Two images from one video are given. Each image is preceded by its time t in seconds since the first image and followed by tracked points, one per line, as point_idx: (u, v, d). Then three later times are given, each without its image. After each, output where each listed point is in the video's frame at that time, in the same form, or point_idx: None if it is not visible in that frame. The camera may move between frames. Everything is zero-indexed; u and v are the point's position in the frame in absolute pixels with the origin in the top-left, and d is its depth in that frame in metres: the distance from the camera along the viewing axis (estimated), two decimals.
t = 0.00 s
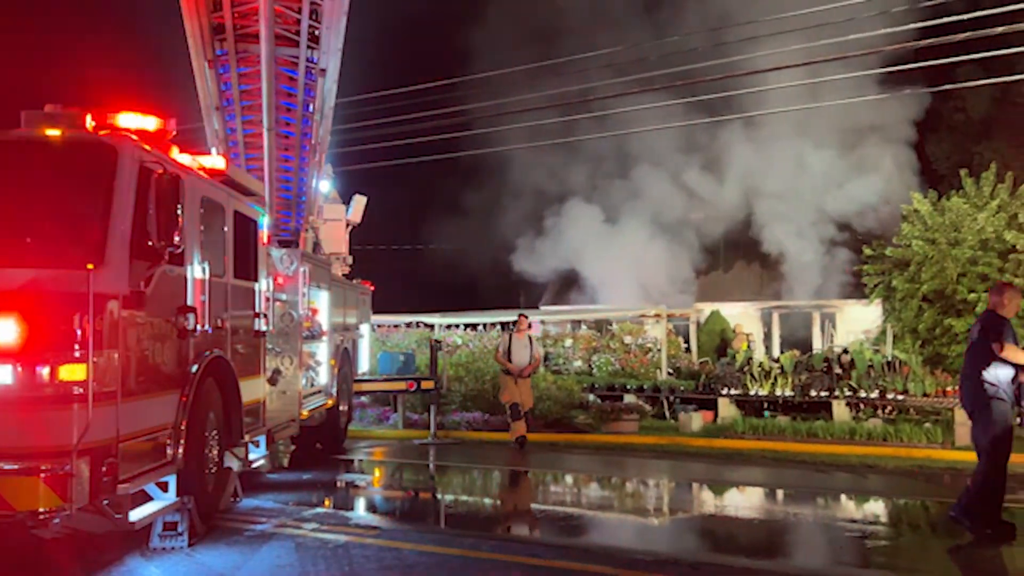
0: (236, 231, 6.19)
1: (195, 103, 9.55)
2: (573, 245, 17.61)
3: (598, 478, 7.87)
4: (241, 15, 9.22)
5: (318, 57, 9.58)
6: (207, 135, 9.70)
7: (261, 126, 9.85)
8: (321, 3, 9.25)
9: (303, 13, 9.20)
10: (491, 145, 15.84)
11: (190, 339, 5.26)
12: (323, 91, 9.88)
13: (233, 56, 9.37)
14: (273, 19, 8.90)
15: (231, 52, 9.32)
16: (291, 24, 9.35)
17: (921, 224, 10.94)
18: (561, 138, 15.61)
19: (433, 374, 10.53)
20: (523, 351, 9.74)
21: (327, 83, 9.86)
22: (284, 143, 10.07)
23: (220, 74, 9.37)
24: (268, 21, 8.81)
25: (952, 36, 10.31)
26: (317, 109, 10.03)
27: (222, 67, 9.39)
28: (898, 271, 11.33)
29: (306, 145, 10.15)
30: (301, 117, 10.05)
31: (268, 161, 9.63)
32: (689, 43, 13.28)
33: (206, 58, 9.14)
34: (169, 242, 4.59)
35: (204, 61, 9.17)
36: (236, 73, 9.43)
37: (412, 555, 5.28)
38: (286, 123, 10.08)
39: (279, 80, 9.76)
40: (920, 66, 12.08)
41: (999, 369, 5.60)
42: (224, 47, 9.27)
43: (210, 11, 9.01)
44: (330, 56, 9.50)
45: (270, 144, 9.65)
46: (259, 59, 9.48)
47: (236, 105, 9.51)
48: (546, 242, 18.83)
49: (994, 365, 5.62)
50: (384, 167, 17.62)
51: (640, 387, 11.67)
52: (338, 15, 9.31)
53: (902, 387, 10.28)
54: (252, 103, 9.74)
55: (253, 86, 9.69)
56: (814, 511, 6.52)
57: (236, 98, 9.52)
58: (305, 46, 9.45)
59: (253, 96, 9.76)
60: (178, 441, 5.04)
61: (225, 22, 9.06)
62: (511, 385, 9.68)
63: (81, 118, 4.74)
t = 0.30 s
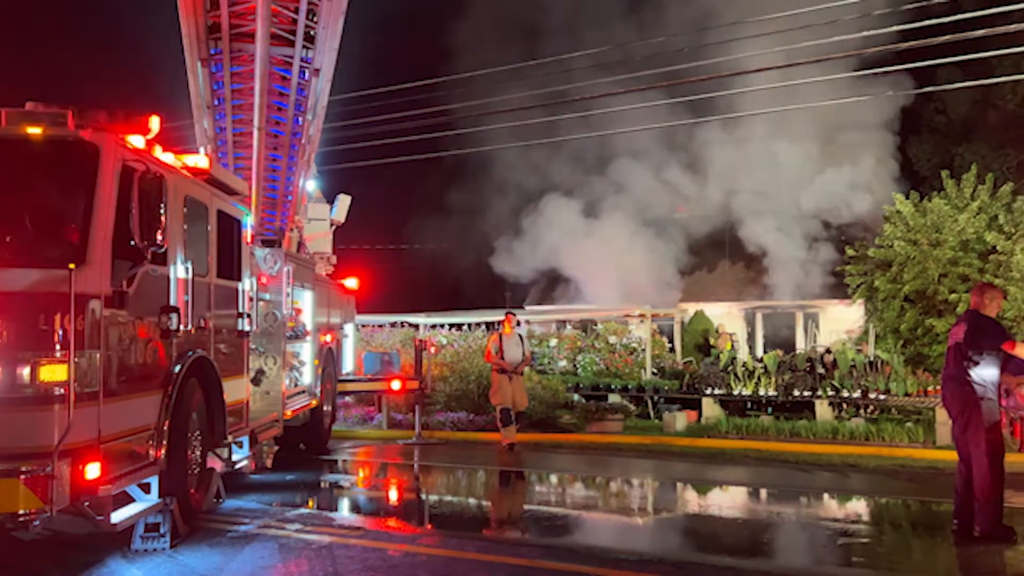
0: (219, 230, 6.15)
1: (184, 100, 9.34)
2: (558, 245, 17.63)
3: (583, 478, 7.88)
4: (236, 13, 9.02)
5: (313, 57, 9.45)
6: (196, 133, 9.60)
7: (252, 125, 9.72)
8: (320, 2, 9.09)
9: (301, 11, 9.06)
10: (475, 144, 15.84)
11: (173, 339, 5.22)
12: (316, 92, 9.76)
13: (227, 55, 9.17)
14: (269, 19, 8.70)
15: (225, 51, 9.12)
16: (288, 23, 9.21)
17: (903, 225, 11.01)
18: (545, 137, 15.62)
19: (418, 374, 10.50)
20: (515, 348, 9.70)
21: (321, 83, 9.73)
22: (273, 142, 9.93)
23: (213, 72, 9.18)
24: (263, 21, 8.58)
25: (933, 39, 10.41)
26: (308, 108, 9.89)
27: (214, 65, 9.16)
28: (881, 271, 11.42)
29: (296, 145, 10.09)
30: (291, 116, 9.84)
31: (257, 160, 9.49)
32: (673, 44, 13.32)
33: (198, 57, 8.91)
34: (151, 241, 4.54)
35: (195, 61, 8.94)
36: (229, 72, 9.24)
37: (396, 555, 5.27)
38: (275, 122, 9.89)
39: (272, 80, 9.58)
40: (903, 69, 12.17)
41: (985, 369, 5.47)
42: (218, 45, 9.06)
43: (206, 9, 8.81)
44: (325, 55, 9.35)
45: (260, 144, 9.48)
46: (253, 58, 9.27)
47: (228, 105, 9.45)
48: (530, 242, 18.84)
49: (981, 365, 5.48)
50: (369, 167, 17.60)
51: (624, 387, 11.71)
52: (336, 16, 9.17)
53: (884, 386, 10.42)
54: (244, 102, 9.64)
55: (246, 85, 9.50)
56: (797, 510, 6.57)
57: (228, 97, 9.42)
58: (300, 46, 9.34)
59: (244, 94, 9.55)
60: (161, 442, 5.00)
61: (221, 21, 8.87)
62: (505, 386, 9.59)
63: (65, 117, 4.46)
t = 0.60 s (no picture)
0: (209, 230, 6.13)
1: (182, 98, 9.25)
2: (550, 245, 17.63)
3: (574, 478, 7.90)
4: (239, 14, 8.95)
5: (316, 59, 9.42)
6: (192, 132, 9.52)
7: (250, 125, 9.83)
8: (325, 5, 9.01)
9: (306, 13, 8.98)
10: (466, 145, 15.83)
11: (162, 339, 5.20)
12: (316, 95, 9.70)
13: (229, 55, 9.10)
14: (275, 20, 8.62)
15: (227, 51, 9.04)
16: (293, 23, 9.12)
17: (892, 225, 11.14)
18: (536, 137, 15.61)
19: (409, 374, 10.48)
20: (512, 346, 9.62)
21: (322, 85, 9.66)
22: (270, 142, 10.07)
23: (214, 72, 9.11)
24: (270, 23, 8.49)
25: (923, 41, 10.47)
26: (307, 110, 9.88)
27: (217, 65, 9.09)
28: (870, 272, 11.47)
29: (291, 145, 10.24)
30: (290, 118, 9.94)
31: (252, 162, 9.64)
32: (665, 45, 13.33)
33: (200, 57, 8.74)
34: (140, 241, 4.51)
35: (197, 60, 8.75)
36: (231, 72, 9.20)
37: (386, 556, 5.27)
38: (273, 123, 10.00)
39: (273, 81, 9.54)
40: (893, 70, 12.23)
41: (981, 370, 5.55)
42: (221, 45, 8.99)
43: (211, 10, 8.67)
44: (328, 57, 9.31)
45: (257, 143, 9.59)
46: (254, 59, 9.25)
47: (226, 105, 9.43)
48: (521, 243, 18.85)
49: (976, 365, 5.56)
50: (359, 167, 17.60)
51: (615, 387, 11.74)
52: (341, 19, 9.06)
53: (873, 386, 10.47)
54: (242, 103, 9.70)
55: (246, 85, 9.56)
56: (788, 509, 6.59)
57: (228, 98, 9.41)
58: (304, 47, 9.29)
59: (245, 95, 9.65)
60: (150, 442, 4.98)
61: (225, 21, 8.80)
62: (498, 384, 9.65)
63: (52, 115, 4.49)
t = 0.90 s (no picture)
0: (204, 229, 6.12)
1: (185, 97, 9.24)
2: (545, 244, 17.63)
3: (570, 478, 7.92)
4: (247, 15, 8.78)
5: (322, 62, 9.30)
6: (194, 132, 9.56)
7: (251, 125, 9.85)
8: (334, 7, 8.82)
9: (315, 15, 8.81)
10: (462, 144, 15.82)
11: (158, 339, 5.18)
12: (321, 97, 9.62)
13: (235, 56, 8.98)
14: (282, 22, 8.48)
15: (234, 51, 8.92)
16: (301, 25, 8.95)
17: (887, 225, 11.11)
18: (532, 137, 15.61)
19: (405, 374, 10.47)
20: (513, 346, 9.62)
21: (327, 86, 9.57)
22: (272, 142, 10.03)
23: (219, 72, 9.01)
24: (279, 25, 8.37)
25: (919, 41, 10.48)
26: (310, 111, 9.82)
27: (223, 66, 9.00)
28: (866, 271, 11.50)
29: (292, 145, 10.20)
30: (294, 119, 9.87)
31: (254, 162, 9.66)
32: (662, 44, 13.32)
33: (207, 59, 8.67)
34: (136, 241, 4.52)
35: (204, 61, 8.68)
36: (236, 73, 9.11)
37: (383, 556, 5.27)
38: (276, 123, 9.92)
39: (278, 82, 9.45)
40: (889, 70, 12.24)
41: (979, 371, 5.55)
42: (228, 45, 8.87)
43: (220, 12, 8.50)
44: (334, 59, 9.17)
45: (259, 144, 9.59)
46: (260, 60, 9.14)
47: (230, 106, 9.40)
48: (517, 242, 18.86)
49: (975, 364, 5.57)
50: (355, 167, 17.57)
51: (610, 386, 11.76)
52: (349, 23, 8.88)
53: (868, 386, 10.47)
54: (246, 103, 9.61)
55: (250, 86, 9.46)
56: (782, 509, 6.61)
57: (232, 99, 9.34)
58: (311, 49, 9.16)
59: (249, 95, 9.56)
60: (146, 443, 4.97)
61: (233, 22, 8.64)
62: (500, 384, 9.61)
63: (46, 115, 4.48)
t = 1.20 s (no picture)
0: (201, 229, 6.11)
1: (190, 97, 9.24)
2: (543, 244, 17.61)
3: (568, 477, 7.92)
4: (258, 15, 8.77)
5: (331, 61, 9.35)
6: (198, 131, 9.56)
7: (256, 125, 9.85)
8: (345, 7, 8.86)
9: (326, 15, 8.84)
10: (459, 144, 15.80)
11: (155, 338, 5.18)
12: (328, 96, 9.66)
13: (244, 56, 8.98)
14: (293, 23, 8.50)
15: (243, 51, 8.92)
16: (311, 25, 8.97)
17: (884, 225, 11.13)
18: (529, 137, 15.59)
19: (403, 374, 10.45)
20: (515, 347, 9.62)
21: (334, 85, 9.62)
22: (275, 142, 10.03)
23: (228, 72, 9.02)
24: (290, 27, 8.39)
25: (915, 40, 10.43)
26: (316, 111, 9.84)
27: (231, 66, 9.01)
28: (863, 271, 11.51)
29: (296, 146, 10.21)
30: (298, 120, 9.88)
31: (257, 162, 9.68)
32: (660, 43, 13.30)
33: (217, 59, 8.69)
34: (133, 241, 4.50)
35: (213, 61, 8.70)
36: (244, 73, 9.12)
37: (381, 556, 5.27)
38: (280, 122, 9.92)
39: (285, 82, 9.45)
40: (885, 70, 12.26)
41: (979, 371, 5.57)
42: (237, 46, 8.87)
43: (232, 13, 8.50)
44: (343, 60, 9.26)
45: (262, 145, 9.60)
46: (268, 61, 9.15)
47: (236, 106, 9.40)
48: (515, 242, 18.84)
49: (974, 363, 5.59)
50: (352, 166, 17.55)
51: (609, 386, 11.77)
52: (360, 23, 8.96)
53: (865, 385, 10.43)
54: (252, 102, 9.62)
55: (257, 86, 9.47)
56: (780, 508, 6.62)
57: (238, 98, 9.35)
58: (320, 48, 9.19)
59: (255, 95, 9.57)
60: (143, 443, 4.97)
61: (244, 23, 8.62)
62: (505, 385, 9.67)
63: (43, 115, 4.47)
